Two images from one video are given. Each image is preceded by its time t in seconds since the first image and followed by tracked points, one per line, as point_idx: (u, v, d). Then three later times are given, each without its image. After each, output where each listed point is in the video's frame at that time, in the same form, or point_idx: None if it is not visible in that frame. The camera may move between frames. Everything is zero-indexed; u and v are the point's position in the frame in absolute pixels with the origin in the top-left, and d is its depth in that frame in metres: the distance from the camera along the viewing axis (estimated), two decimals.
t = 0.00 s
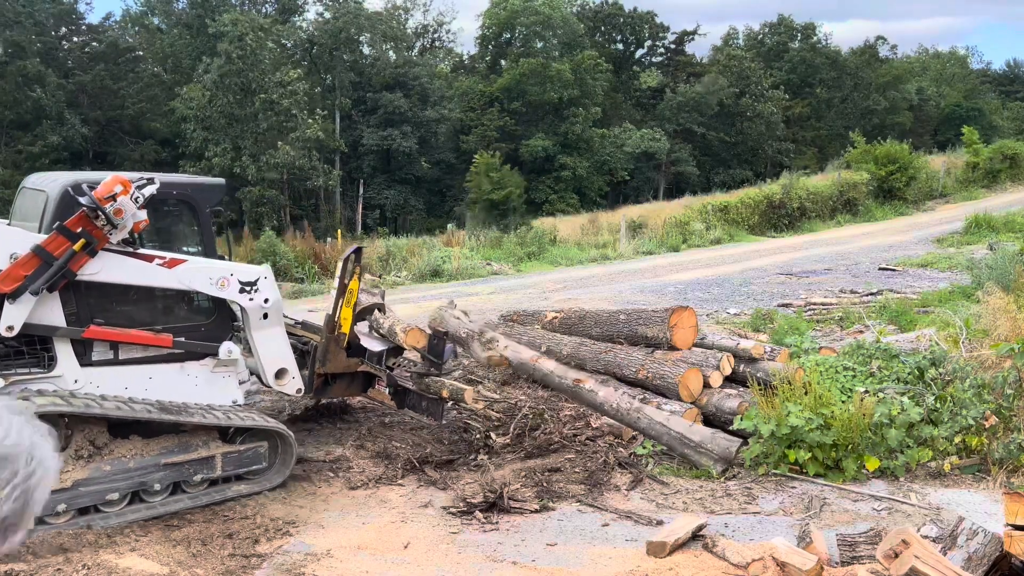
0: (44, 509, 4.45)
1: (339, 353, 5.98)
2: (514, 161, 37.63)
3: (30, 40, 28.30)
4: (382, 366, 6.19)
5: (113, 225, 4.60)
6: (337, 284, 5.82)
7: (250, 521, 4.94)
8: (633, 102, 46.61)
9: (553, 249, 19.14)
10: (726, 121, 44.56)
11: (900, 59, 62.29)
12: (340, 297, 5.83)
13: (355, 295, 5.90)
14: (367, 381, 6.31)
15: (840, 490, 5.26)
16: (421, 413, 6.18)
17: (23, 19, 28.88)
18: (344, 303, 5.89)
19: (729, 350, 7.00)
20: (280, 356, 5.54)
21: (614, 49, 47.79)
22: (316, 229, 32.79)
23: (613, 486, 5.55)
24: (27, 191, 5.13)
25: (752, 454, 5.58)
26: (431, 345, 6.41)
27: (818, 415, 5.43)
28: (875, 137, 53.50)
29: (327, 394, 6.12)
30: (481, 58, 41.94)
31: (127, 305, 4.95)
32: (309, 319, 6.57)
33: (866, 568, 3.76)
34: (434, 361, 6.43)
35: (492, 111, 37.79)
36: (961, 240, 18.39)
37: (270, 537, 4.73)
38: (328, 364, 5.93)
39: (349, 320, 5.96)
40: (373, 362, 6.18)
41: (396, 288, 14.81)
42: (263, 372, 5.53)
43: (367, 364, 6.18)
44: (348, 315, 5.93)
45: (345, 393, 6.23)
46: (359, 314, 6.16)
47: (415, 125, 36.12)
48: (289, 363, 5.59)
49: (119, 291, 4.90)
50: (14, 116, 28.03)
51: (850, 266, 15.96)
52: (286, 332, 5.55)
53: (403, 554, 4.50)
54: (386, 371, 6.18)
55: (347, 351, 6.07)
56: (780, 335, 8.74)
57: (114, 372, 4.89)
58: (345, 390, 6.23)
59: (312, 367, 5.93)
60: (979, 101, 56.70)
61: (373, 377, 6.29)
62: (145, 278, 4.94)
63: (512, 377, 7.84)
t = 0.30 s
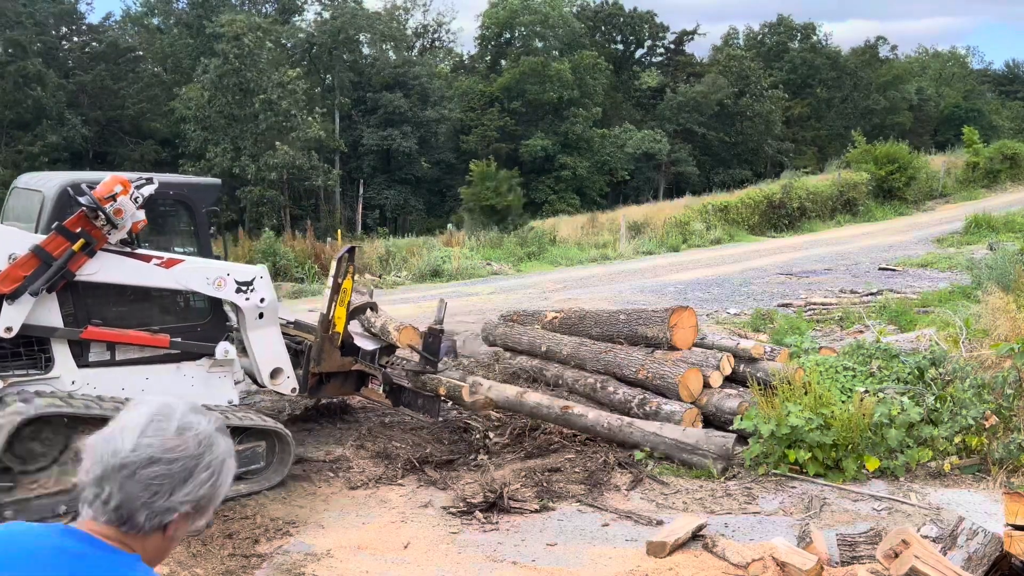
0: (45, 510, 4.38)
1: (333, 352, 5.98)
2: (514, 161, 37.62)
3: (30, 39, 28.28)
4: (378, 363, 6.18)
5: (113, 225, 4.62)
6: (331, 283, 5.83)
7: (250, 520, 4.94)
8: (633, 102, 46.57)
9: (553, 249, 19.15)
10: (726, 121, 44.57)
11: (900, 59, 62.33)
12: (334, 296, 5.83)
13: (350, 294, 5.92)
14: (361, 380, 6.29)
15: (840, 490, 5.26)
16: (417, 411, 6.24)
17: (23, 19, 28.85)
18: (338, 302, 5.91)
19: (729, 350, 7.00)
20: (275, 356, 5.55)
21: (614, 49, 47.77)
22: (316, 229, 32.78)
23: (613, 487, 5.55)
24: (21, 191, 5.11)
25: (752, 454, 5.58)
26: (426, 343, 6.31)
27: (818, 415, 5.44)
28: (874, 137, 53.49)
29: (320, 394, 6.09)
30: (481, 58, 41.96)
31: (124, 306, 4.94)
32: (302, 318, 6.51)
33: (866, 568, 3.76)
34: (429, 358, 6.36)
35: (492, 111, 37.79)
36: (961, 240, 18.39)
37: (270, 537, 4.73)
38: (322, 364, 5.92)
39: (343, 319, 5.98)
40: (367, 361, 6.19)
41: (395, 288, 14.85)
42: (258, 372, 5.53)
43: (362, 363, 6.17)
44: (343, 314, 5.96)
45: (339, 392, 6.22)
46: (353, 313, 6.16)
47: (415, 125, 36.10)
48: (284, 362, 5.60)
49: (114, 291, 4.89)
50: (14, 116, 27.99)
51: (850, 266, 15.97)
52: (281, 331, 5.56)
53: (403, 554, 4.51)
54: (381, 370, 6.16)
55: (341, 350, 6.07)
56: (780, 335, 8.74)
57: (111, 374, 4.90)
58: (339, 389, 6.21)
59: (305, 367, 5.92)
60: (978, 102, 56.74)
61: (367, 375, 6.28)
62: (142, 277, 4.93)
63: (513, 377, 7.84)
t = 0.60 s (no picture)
0: (44, 512, 4.38)
1: (328, 351, 5.99)
2: (514, 161, 37.60)
3: (30, 39, 28.26)
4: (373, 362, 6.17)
5: (112, 225, 4.65)
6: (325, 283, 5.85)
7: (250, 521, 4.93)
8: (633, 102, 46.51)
9: (553, 249, 19.15)
10: (726, 121, 44.59)
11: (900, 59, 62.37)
12: (328, 295, 5.85)
13: (344, 294, 5.94)
14: (355, 380, 6.27)
15: (840, 490, 5.26)
16: (414, 410, 6.24)
17: (22, 19, 28.85)
18: (333, 303, 5.95)
19: (729, 350, 7.00)
20: (270, 355, 5.56)
21: (614, 49, 47.77)
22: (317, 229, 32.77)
23: (613, 487, 5.55)
24: (15, 194, 5.11)
25: (752, 454, 5.60)
26: (422, 342, 6.20)
27: (818, 415, 5.44)
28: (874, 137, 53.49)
29: (315, 394, 6.08)
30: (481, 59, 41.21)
31: (121, 306, 4.94)
32: (296, 320, 6.51)
33: (866, 568, 3.77)
34: (425, 357, 6.21)
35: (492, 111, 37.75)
36: (960, 240, 18.40)
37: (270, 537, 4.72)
38: (318, 363, 5.93)
39: (337, 319, 5.99)
40: (362, 360, 6.19)
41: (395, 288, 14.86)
42: (253, 372, 5.53)
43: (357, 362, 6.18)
44: (337, 314, 5.98)
45: (334, 392, 6.21)
46: (347, 313, 6.19)
47: (415, 125, 36.09)
48: (280, 362, 5.61)
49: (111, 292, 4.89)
50: (13, 116, 27.94)
51: (850, 266, 15.97)
52: (276, 332, 5.56)
53: (403, 554, 4.51)
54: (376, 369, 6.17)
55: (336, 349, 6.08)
56: (780, 335, 8.74)
57: (109, 374, 4.88)
58: (334, 389, 6.20)
59: (300, 367, 5.92)
60: (978, 102, 56.80)
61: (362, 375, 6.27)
62: (140, 277, 4.94)
63: (513, 377, 7.84)
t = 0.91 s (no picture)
0: (43, 512, 4.43)
1: (328, 351, 5.98)
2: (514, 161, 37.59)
3: (30, 39, 28.22)
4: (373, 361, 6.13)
5: (112, 225, 4.63)
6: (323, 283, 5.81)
7: (249, 521, 4.94)
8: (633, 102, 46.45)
9: (553, 249, 19.15)
10: (726, 121, 44.60)
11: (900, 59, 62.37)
12: (326, 295, 5.82)
13: (343, 294, 5.92)
14: (355, 379, 6.26)
15: (840, 490, 5.26)
16: (413, 409, 6.15)
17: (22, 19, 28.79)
18: (332, 302, 5.91)
19: (729, 350, 7.00)
20: (269, 356, 5.54)
21: (614, 49, 47.76)
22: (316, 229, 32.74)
23: (613, 487, 5.55)
24: (15, 193, 5.11)
25: (752, 454, 5.61)
26: (421, 341, 6.14)
27: (818, 415, 5.44)
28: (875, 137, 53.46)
29: (314, 394, 6.07)
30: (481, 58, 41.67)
31: (121, 306, 4.94)
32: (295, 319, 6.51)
33: (866, 568, 3.77)
34: (424, 356, 6.17)
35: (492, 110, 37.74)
36: (960, 240, 18.40)
37: (270, 537, 4.72)
38: (317, 363, 5.93)
39: (337, 319, 5.96)
40: (361, 360, 6.15)
41: (395, 288, 14.86)
42: (253, 371, 5.53)
43: (356, 361, 6.15)
44: (336, 314, 5.95)
45: (334, 391, 6.20)
46: (346, 313, 6.18)
47: (415, 125, 36.09)
48: (280, 363, 5.60)
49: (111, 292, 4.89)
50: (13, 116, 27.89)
51: (850, 266, 15.97)
52: (276, 332, 5.54)
53: (402, 554, 4.51)
54: (375, 368, 6.13)
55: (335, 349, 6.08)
56: (780, 335, 8.74)
57: (108, 375, 4.89)
58: (334, 388, 6.19)
59: (300, 367, 5.92)
60: (978, 103, 56.83)
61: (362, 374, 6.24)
62: (138, 277, 4.93)
63: (514, 377, 7.84)
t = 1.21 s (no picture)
0: (41, 512, 4.44)
1: (321, 347, 5.98)
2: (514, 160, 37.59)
3: (29, 39, 28.16)
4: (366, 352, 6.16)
5: (110, 225, 4.62)
6: (306, 281, 5.79)
7: (249, 521, 4.94)
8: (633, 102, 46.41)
9: (553, 249, 19.14)
10: (726, 121, 44.62)
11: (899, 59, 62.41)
12: (311, 292, 5.79)
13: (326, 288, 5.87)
14: (353, 369, 6.32)
15: (840, 490, 5.26)
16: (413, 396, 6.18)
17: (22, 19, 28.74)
18: (317, 296, 5.88)
19: (729, 350, 7.00)
20: (268, 355, 5.54)
21: (614, 49, 47.75)
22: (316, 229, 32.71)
23: (613, 487, 5.54)
24: (15, 193, 5.11)
25: (752, 454, 5.61)
26: (413, 329, 6.35)
27: (818, 416, 5.44)
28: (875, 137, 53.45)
29: (315, 390, 6.10)
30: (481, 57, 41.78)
31: (120, 306, 4.94)
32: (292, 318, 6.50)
33: (866, 568, 3.76)
34: (417, 344, 6.38)
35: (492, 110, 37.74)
36: (960, 240, 18.40)
37: (270, 537, 4.72)
38: (312, 361, 5.94)
39: (325, 314, 5.95)
40: (356, 351, 6.20)
41: (395, 288, 14.85)
42: (253, 371, 5.52)
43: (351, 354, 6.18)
44: (323, 309, 5.92)
45: (333, 385, 6.22)
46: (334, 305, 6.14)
47: (415, 125, 36.08)
48: (279, 363, 5.60)
49: (109, 291, 4.89)
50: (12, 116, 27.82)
51: (850, 266, 15.97)
52: (273, 331, 5.53)
53: (402, 554, 4.51)
54: (370, 359, 6.17)
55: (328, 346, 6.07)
56: (780, 335, 8.74)
57: (106, 375, 4.90)
58: (332, 382, 6.22)
59: (297, 366, 5.94)
60: (977, 103, 56.86)
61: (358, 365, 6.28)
62: (136, 277, 4.92)
63: (513, 377, 7.84)
